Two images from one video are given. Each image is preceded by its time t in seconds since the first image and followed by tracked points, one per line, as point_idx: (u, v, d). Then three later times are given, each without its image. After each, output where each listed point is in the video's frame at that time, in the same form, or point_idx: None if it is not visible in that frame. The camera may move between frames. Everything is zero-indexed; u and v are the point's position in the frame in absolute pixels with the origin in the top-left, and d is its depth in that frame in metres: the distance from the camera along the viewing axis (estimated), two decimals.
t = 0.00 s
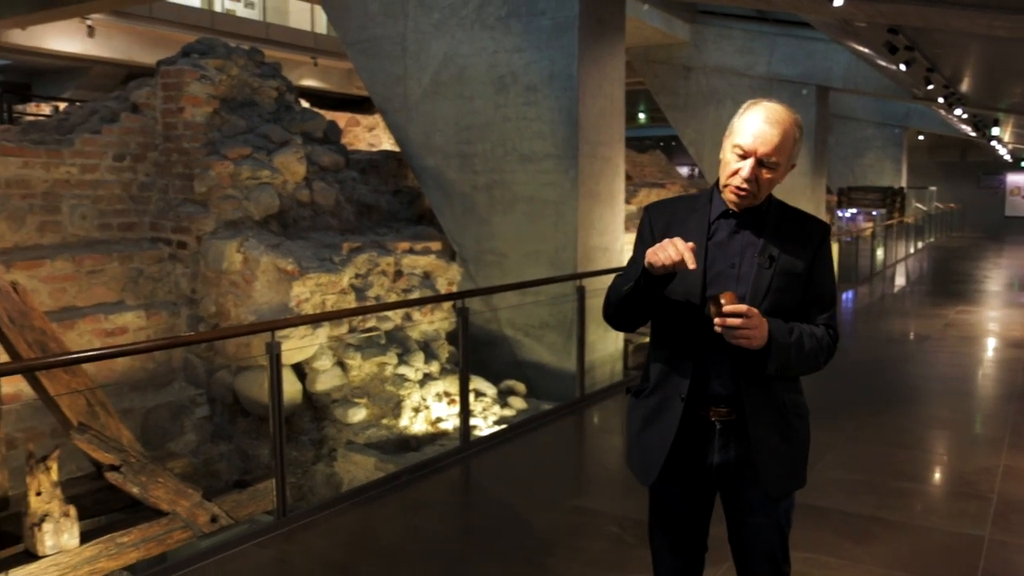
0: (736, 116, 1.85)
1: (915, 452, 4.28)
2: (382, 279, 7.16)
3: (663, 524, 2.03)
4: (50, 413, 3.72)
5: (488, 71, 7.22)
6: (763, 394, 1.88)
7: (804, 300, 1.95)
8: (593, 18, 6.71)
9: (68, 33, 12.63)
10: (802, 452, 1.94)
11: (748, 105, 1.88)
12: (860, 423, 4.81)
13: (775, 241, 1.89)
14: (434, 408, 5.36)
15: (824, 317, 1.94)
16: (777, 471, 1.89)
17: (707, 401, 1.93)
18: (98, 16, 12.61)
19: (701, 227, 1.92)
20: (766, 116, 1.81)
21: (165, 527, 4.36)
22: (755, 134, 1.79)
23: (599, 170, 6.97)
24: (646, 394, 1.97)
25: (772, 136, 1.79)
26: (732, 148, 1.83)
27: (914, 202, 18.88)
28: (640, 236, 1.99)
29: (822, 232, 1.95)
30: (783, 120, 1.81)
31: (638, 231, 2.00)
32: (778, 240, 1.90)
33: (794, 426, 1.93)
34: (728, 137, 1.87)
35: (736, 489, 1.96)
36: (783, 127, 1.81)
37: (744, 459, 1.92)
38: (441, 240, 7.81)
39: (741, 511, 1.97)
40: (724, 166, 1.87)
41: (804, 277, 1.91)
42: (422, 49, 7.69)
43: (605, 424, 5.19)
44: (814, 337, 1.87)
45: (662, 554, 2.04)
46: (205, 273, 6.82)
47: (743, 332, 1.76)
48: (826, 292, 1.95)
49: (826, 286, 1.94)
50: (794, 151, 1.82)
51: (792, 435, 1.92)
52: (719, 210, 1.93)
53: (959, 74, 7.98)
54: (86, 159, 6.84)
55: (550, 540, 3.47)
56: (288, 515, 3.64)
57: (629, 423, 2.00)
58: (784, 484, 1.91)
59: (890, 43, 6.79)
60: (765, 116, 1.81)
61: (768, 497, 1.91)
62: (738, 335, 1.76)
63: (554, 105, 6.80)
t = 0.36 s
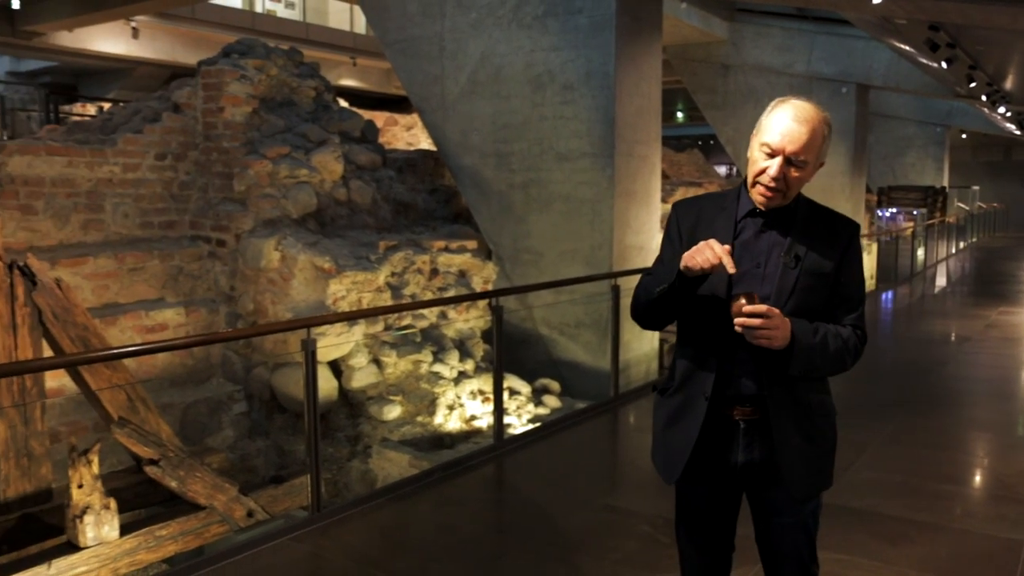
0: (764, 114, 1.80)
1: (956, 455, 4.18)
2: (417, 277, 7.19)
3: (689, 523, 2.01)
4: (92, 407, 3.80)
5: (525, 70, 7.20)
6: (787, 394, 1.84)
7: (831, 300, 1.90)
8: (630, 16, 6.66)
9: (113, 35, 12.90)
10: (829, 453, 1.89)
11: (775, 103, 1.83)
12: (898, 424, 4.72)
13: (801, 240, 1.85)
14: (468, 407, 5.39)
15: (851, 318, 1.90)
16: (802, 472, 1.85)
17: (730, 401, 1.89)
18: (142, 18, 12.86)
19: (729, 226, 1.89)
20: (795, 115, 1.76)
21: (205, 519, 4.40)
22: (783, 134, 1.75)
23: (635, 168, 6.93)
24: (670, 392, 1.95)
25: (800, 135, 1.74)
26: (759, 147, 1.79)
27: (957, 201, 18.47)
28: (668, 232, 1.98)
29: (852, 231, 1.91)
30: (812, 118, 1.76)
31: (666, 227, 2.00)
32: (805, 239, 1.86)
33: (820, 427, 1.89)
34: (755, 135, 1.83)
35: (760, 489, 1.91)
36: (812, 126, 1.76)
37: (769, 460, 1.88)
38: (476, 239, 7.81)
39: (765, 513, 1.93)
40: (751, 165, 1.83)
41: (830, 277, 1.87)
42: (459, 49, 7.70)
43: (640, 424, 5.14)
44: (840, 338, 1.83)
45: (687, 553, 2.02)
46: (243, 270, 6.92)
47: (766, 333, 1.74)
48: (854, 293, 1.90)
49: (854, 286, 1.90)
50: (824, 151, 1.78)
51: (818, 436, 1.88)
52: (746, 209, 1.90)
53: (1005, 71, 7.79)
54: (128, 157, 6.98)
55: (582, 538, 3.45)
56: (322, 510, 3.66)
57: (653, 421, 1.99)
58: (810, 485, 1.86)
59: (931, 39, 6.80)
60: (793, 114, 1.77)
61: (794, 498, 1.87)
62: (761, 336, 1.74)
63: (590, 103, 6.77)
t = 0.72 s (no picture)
0: (766, 100, 1.85)
1: (973, 456, 4.14)
2: (432, 276, 7.22)
3: (700, 524, 2.01)
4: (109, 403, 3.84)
5: (541, 69, 7.20)
6: (797, 396, 1.83)
7: (843, 298, 1.88)
8: (646, 14, 6.63)
9: (133, 36, 13.02)
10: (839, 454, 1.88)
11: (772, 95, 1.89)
12: (915, 425, 4.68)
13: (809, 238, 1.84)
14: (483, 405, 5.40)
15: (862, 318, 1.88)
16: (812, 475, 1.84)
17: (740, 403, 1.89)
18: (161, 19, 12.97)
19: (735, 225, 1.90)
20: (796, 95, 1.82)
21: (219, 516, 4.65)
22: (790, 109, 1.79)
23: (651, 167, 6.91)
24: (679, 394, 1.96)
25: (806, 110, 1.79)
26: (767, 127, 1.82)
27: (976, 201, 18.30)
28: (672, 234, 2.02)
29: (862, 228, 1.89)
30: (813, 96, 1.82)
31: (672, 230, 2.02)
32: (814, 237, 1.85)
33: (831, 428, 1.88)
34: (759, 122, 1.86)
35: (770, 489, 1.91)
36: (814, 102, 1.82)
37: (778, 460, 1.87)
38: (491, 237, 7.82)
39: (776, 513, 1.92)
40: (759, 149, 1.84)
41: (841, 275, 1.85)
42: (475, 48, 7.70)
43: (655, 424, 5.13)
44: (850, 338, 1.82)
45: (699, 553, 2.02)
46: (260, 269, 6.97)
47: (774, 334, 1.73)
48: (865, 291, 1.88)
49: (866, 283, 1.88)
50: (828, 130, 1.82)
51: (830, 438, 1.87)
52: (752, 207, 1.90)
53: None
54: (147, 157, 7.05)
55: (595, 537, 3.45)
56: (337, 508, 3.68)
57: (662, 423, 1.99)
58: (820, 487, 1.85)
59: (949, 37, 6.78)
60: (794, 95, 1.82)
61: (804, 500, 1.86)
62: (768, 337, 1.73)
63: (606, 102, 6.76)
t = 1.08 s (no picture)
0: (747, 97, 1.87)
1: (980, 457, 4.12)
2: (439, 275, 7.22)
3: (699, 524, 2.02)
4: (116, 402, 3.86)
5: (547, 68, 7.19)
6: (793, 397, 1.83)
7: (839, 295, 1.88)
8: (652, 13, 6.62)
9: (142, 36, 13.08)
10: (838, 453, 1.87)
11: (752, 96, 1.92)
12: (921, 425, 4.65)
13: (800, 236, 1.84)
14: (488, 403, 5.29)
15: (858, 314, 1.87)
16: (808, 474, 1.84)
17: (736, 403, 1.90)
18: (170, 18, 13.04)
19: (725, 227, 1.91)
20: (776, 88, 1.85)
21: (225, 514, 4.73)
22: (772, 99, 1.82)
23: (657, 167, 6.90)
24: (676, 397, 1.97)
25: (788, 99, 1.81)
26: (752, 120, 1.83)
27: (985, 199, 18.22)
28: (666, 241, 2.04)
29: (855, 224, 1.88)
30: (791, 91, 1.86)
31: (665, 234, 2.04)
32: (805, 236, 1.85)
33: (828, 427, 1.87)
34: (743, 120, 1.88)
35: (768, 489, 1.91)
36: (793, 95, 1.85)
37: (775, 461, 1.87)
38: (497, 236, 7.82)
39: (775, 513, 1.92)
40: (746, 143, 1.85)
41: (834, 272, 1.85)
42: (481, 47, 7.70)
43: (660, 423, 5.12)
44: (847, 335, 1.81)
45: (700, 553, 2.03)
46: (267, 268, 6.99)
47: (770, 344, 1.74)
48: (861, 287, 1.87)
49: (862, 279, 1.87)
50: (812, 122, 1.84)
51: (827, 437, 1.86)
52: (741, 208, 1.91)
53: None
54: (154, 156, 7.08)
55: (598, 536, 3.45)
56: (341, 507, 3.69)
57: (661, 426, 2.00)
58: (817, 486, 1.85)
59: (957, 35, 6.76)
60: (774, 89, 1.86)
61: (801, 500, 1.86)
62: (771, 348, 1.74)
63: (612, 101, 6.75)
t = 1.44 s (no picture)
0: (733, 96, 1.87)
1: (989, 457, 4.10)
2: (445, 274, 7.23)
3: (702, 526, 2.02)
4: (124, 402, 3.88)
5: (554, 67, 7.19)
6: (792, 393, 1.83)
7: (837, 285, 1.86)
8: (659, 12, 6.60)
9: (151, 35, 13.14)
10: (840, 449, 1.87)
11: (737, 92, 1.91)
12: (929, 425, 4.63)
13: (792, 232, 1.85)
14: (495, 403, 5.31)
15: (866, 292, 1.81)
16: (809, 470, 1.84)
17: (735, 402, 1.90)
18: (179, 18, 13.09)
19: (718, 228, 1.93)
20: (760, 85, 1.85)
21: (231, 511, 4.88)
22: (757, 96, 1.81)
23: (664, 166, 6.89)
24: (677, 399, 1.98)
25: (773, 94, 1.81)
26: (739, 117, 1.83)
27: (994, 198, 18.14)
28: (661, 244, 2.05)
29: (846, 215, 1.86)
30: (774, 86, 1.85)
31: (659, 238, 2.05)
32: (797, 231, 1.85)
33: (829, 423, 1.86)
34: (730, 119, 1.87)
35: (769, 488, 1.91)
36: (777, 90, 1.84)
37: (776, 459, 1.87)
38: (504, 235, 7.83)
39: (776, 512, 1.92)
40: (734, 141, 1.85)
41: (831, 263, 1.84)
42: (489, 46, 7.70)
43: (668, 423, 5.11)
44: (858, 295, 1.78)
45: (703, 554, 2.03)
46: (274, 266, 7.01)
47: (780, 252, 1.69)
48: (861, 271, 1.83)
49: (861, 263, 1.84)
50: (799, 115, 1.84)
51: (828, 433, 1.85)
52: (734, 208, 1.93)
53: None
54: (161, 155, 7.11)
55: (603, 535, 3.45)
56: (347, 505, 3.70)
57: (662, 429, 2.01)
58: (818, 483, 1.84)
59: (966, 34, 6.77)
60: (758, 85, 1.85)
61: (803, 498, 1.85)
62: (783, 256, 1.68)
63: (619, 100, 6.74)
